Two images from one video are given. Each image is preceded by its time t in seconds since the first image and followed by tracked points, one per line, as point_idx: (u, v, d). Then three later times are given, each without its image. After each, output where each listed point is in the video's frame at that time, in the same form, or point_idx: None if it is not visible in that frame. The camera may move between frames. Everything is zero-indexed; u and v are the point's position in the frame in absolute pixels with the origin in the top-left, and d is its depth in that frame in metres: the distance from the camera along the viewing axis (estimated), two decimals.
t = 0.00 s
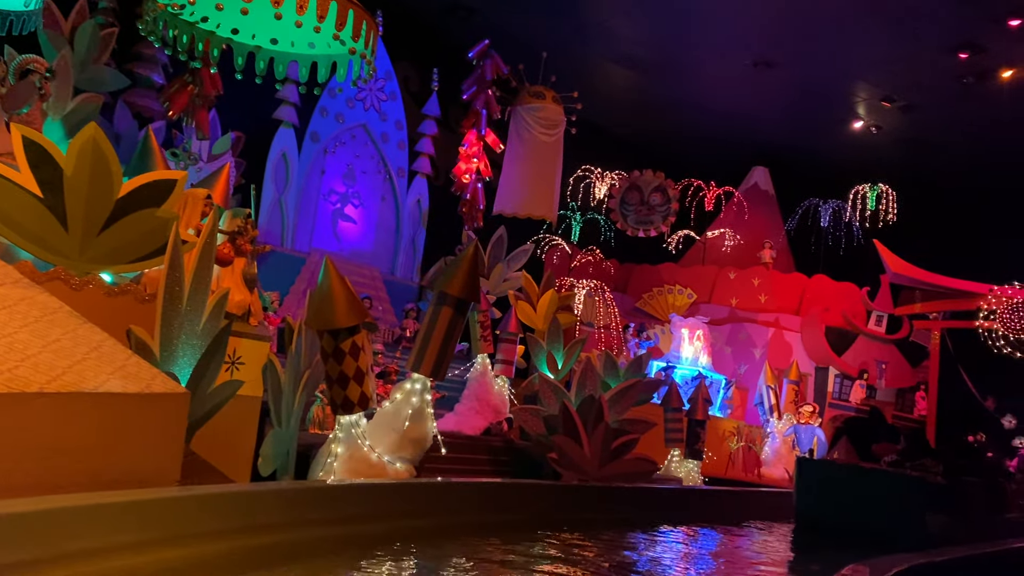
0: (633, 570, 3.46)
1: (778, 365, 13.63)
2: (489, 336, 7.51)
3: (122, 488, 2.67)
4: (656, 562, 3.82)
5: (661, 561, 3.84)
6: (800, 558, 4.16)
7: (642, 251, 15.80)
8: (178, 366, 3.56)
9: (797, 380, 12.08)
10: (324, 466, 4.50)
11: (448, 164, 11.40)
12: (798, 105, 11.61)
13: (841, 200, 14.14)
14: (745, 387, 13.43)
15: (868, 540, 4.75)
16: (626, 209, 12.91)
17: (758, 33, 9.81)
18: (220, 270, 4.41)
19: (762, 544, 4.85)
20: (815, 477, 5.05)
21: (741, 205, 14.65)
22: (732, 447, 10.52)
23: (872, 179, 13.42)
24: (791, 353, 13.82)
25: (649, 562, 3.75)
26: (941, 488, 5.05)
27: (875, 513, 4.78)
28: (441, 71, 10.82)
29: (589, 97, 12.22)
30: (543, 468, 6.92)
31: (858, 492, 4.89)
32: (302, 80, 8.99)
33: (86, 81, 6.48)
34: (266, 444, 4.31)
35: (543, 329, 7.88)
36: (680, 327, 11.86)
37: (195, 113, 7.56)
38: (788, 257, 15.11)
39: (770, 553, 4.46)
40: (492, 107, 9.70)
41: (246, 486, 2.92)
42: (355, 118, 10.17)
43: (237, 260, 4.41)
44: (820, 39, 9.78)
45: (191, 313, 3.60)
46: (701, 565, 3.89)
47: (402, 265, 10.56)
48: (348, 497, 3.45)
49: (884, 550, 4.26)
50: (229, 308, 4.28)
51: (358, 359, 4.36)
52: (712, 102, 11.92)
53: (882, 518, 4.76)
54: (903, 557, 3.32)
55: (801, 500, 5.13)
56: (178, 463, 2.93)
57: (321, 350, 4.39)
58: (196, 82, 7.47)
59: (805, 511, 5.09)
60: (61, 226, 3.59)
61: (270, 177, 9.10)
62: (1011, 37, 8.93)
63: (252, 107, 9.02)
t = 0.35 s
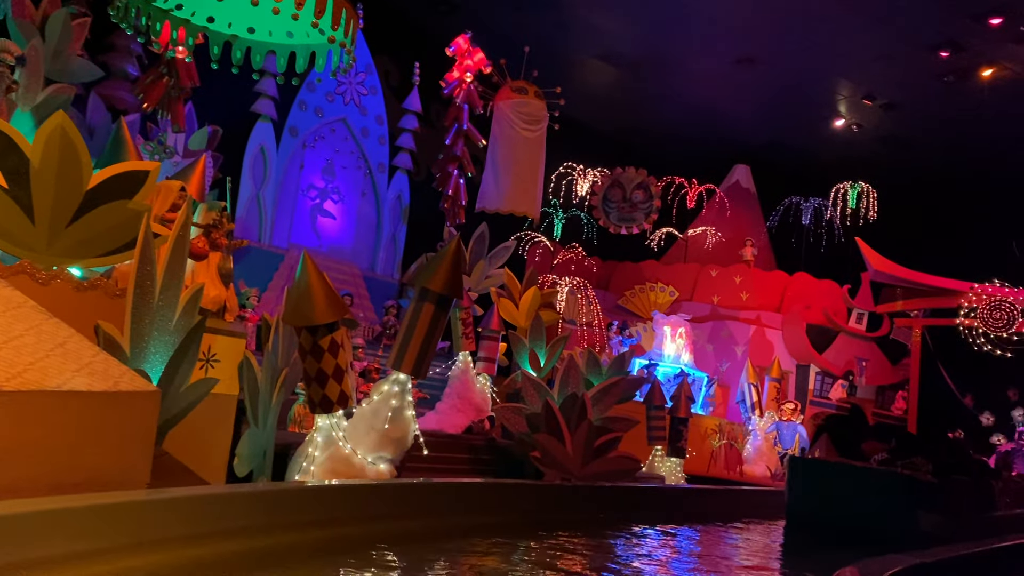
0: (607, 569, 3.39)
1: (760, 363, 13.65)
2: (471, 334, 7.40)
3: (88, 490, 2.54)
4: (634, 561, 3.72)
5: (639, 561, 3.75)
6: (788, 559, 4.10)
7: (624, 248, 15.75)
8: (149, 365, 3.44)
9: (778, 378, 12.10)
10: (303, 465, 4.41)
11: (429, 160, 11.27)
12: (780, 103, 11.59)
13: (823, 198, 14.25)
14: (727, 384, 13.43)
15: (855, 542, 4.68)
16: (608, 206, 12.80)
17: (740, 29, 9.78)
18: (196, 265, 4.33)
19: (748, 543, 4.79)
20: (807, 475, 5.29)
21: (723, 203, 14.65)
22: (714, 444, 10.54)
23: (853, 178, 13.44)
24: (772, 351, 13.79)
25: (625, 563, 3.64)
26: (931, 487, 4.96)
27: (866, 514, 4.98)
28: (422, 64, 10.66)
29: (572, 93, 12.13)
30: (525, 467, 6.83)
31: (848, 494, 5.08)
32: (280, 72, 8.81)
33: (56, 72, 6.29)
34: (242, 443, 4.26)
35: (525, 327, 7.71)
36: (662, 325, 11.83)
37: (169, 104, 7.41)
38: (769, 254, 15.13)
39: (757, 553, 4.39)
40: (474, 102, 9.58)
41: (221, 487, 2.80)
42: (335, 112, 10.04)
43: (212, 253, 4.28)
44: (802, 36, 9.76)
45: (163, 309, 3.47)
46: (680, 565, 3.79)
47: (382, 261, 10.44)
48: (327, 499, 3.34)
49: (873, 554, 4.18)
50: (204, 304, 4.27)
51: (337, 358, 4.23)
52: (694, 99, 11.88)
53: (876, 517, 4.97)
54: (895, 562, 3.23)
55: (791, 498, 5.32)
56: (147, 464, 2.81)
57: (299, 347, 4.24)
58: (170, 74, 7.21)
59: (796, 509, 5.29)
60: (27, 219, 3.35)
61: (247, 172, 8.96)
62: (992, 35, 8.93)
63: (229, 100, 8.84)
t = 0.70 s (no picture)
0: (595, 567, 3.34)
1: (741, 360, 13.67)
2: (452, 331, 7.28)
3: (51, 494, 2.41)
4: (618, 558, 3.69)
5: (623, 557, 3.73)
6: (777, 559, 4.04)
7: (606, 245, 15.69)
8: (119, 361, 3.31)
9: (760, 375, 12.11)
10: (279, 465, 4.29)
11: (410, 155, 11.13)
12: (763, 100, 11.57)
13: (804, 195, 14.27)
14: (709, 382, 13.42)
15: (842, 540, 4.63)
16: (591, 203, 12.73)
17: (723, 26, 9.73)
18: (168, 259, 4.19)
19: (735, 542, 4.73)
20: (795, 474, 5.23)
21: (705, 200, 14.62)
22: (696, 442, 10.36)
23: (834, 175, 13.46)
24: (753, 348, 13.84)
25: (610, 560, 3.62)
26: (918, 484, 4.96)
27: (855, 511, 4.98)
28: (403, 59, 10.52)
29: (554, 90, 12.05)
30: (507, 466, 6.76)
31: (839, 493, 5.05)
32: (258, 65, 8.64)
33: (28, 62, 6.10)
34: (218, 442, 4.18)
35: (508, 325, 7.50)
36: (644, 322, 11.77)
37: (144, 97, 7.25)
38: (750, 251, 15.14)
39: (744, 552, 4.33)
40: (456, 97, 9.48)
41: (193, 489, 2.68)
42: (314, 105, 9.87)
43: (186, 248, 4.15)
44: (784, 33, 9.73)
45: (134, 304, 3.35)
46: (665, 562, 3.76)
47: (362, 257, 10.31)
48: (304, 501, 3.22)
49: (862, 552, 4.12)
50: (177, 299, 4.13)
51: (315, 355, 4.10)
52: (677, 96, 11.84)
53: (865, 514, 4.96)
54: (887, 561, 3.18)
55: (782, 497, 5.24)
56: (114, 465, 2.68)
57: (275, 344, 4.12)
58: (145, 66, 7.06)
59: (786, 509, 5.21)
60: None
61: (224, 166, 8.79)
62: (974, 33, 8.95)
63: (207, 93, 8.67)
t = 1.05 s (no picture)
0: (576, 565, 3.34)
1: (724, 358, 13.65)
2: (435, 328, 7.17)
3: (14, 498, 2.29)
4: (600, 557, 3.67)
5: (605, 555, 3.73)
6: (768, 559, 3.97)
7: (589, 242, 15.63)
8: (89, 357, 3.18)
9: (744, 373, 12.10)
10: (257, 466, 4.15)
11: (393, 151, 10.99)
12: (747, 97, 11.54)
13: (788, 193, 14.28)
14: (693, 380, 13.39)
15: (832, 540, 4.56)
16: (575, 200, 12.63)
17: (708, 22, 9.69)
18: (142, 253, 4.03)
19: (723, 542, 4.66)
20: (790, 473, 5.27)
21: (688, 197, 14.59)
22: (680, 440, 10.38)
23: (817, 173, 13.48)
24: (735, 345, 13.82)
25: (592, 558, 3.61)
26: (909, 482, 4.94)
27: (845, 507, 4.97)
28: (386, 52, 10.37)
29: (538, 85, 11.96)
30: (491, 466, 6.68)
31: (828, 490, 5.06)
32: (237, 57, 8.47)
33: None
34: (194, 442, 4.03)
35: (491, 323, 7.43)
36: (629, 320, 11.71)
37: (119, 87, 7.07)
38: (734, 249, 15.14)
39: (732, 552, 4.27)
40: (439, 92, 9.30)
41: (165, 492, 2.56)
42: (295, 99, 9.70)
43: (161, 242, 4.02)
44: (769, 30, 9.69)
45: (105, 298, 3.21)
46: (649, 561, 3.73)
47: (344, 254, 10.17)
48: (285, 503, 3.11)
49: (853, 552, 4.05)
50: (151, 295, 3.97)
51: (295, 352, 3.99)
52: (662, 92, 11.78)
53: (852, 510, 4.95)
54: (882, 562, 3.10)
55: (776, 496, 5.29)
56: (83, 467, 2.56)
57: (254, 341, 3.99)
58: (120, 56, 6.89)
59: (779, 507, 5.25)
60: None
61: (203, 161, 8.58)
62: (957, 31, 8.95)
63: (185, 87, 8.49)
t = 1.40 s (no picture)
0: (563, 565, 3.29)
1: (709, 356, 13.60)
2: (419, 326, 7.04)
3: None
4: (586, 556, 3.63)
5: (591, 554, 3.69)
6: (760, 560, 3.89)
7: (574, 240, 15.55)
8: (58, 353, 3.05)
9: (729, 371, 12.06)
10: (236, 466, 4.03)
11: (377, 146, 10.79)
12: (732, 94, 11.49)
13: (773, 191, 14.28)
14: (677, 378, 13.33)
15: (823, 540, 4.49)
16: (561, 197, 12.52)
17: (694, 18, 9.62)
18: (116, 245, 3.88)
19: (713, 543, 4.58)
20: (785, 472, 5.24)
21: (674, 195, 14.53)
22: (666, 438, 10.36)
23: (802, 171, 13.46)
24: (720, 342, 13.76)
25: (575, 557, 3.57)
26: (903, 482, 4.90)
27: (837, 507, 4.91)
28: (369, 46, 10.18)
29: (523, 81, 11.86)
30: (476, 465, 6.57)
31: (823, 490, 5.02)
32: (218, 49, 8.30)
33: None
34: (170, 442, 3.92)
35: (477, 320, 7.27)
36: (614, 318, 11.64)
37: (95, 78, 6.72)
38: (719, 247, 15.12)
39: (723, 553, 4.19)
40: (424, 86, 9.11)
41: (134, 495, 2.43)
42: (276, 93, 9.56)
43: (138, 235, 3.90)
44: (755, 27, 9.64)
45: (76, 293, 3.07)
46: (638, 561, 3.68)
47: (326, 250, 10.03)
48: (263, 507, 2.98)
49: (845, 552, 3.99)
50: (128, 289, 3.77)
51: (275, 349, 3.86)
52: (648, 89, 11.72)
53: (847, 511, 4.86)
54: (879, 565, 3.02)
55: (770, 495, 5.31)
56: (49, 469, 2.43)
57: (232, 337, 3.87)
58: (97, 46, 6.49)
59: (774, 507, 5.26)
60: None
61: (182, 155, 8.46)
62: (942, 28, 8.95)
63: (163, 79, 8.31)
